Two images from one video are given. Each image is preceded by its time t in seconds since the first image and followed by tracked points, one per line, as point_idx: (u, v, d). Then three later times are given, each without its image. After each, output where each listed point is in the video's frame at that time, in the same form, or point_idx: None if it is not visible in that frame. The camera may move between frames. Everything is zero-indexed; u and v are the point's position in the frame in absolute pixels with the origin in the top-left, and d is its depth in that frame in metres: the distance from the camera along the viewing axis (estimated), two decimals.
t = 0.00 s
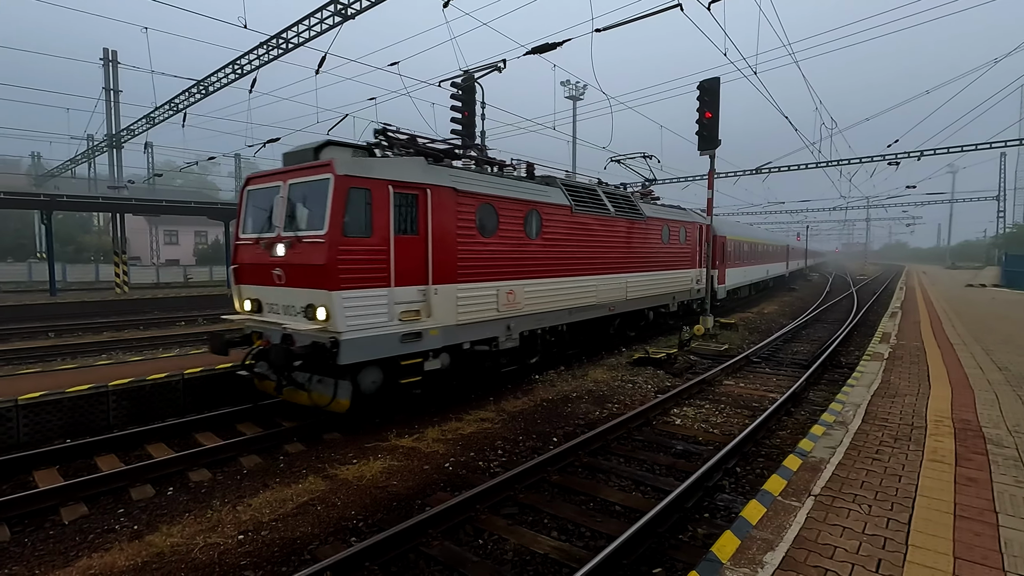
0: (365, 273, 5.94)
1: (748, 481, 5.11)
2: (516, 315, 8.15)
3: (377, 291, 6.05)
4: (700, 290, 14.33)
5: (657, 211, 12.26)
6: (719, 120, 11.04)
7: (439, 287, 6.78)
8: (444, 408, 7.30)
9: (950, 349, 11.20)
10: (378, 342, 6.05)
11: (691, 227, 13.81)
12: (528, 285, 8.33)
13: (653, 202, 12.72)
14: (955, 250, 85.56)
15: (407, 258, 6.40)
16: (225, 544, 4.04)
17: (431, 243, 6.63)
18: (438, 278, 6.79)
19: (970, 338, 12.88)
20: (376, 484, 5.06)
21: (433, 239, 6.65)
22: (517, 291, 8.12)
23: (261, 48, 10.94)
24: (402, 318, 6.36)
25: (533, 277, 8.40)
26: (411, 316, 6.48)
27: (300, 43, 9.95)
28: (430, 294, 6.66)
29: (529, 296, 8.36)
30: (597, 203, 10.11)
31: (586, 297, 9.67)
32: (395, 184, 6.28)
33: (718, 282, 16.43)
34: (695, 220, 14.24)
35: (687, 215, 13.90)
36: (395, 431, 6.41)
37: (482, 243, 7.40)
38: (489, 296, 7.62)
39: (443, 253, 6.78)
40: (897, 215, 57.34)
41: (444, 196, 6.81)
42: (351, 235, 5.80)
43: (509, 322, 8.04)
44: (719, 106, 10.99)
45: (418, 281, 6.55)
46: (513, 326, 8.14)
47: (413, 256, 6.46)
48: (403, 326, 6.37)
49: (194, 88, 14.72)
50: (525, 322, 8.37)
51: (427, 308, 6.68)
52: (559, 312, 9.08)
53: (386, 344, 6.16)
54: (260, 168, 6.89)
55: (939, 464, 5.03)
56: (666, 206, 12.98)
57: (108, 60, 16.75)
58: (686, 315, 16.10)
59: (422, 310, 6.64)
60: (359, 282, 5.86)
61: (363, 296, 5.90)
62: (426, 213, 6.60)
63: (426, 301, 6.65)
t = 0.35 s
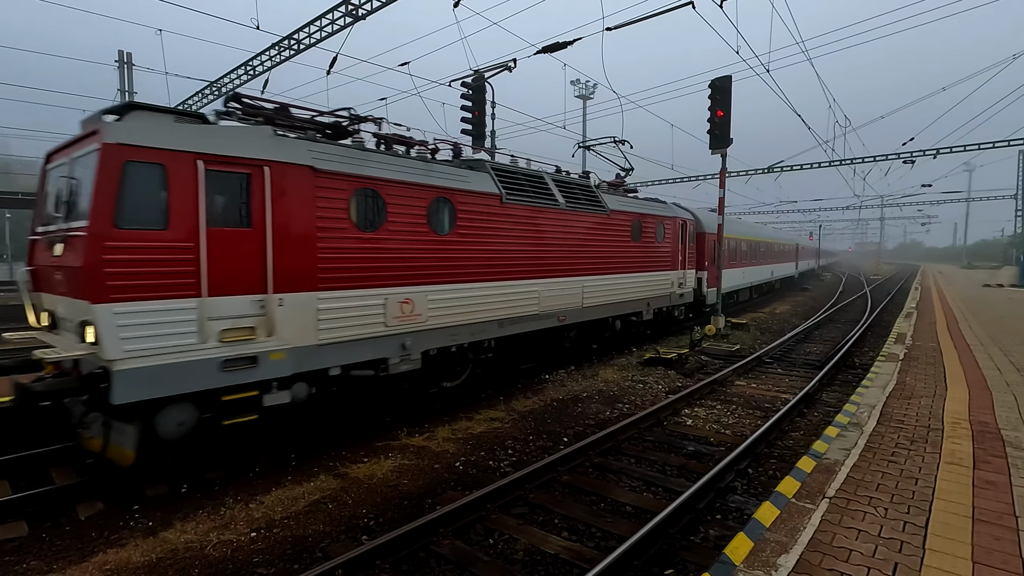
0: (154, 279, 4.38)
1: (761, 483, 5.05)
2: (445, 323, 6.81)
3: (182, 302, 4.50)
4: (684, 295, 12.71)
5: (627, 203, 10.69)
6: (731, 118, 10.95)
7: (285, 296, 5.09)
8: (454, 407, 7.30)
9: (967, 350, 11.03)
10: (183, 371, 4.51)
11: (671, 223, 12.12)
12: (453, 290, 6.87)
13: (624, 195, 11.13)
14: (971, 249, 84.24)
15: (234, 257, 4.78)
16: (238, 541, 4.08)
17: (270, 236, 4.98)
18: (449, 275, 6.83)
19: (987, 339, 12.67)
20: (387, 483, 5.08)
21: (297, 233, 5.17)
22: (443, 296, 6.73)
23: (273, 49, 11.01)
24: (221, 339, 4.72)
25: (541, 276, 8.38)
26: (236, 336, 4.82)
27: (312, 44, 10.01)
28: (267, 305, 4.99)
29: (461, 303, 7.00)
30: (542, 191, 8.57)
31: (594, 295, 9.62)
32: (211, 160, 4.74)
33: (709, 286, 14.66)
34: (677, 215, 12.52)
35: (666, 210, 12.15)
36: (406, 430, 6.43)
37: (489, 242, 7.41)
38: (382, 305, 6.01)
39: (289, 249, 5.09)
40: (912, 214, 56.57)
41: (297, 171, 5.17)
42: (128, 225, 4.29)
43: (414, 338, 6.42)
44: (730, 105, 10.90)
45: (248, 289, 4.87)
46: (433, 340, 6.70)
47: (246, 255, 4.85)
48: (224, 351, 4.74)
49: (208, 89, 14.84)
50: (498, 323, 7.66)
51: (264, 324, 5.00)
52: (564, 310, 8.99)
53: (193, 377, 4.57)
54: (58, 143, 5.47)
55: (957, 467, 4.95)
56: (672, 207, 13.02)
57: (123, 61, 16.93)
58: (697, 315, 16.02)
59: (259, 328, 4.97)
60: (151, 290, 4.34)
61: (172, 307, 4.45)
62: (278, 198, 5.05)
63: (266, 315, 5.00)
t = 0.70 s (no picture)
0: None
1: (768, 484, 5.02)
2: (419, 327, 6.40)
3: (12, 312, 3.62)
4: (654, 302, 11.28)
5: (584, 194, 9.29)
6: (738, 118, 10.90)
7: (208, 299, 4.58)
8: (460, 407, 7.31)
9: (977, 351, 10.94)
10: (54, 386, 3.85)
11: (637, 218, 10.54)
12: (428, 293, 6.48)
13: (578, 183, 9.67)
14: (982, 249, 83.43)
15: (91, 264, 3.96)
16: (245, 540, 4.10)
17: (175, 233, 4.40)
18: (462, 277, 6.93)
19: (997, 339, 12.56)
20: (393, 483, 5.09)
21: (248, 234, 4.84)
22: (418, 299, 6.35)
23: (280, 50, 11.04)
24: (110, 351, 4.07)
25: (543, 279, 8.26)
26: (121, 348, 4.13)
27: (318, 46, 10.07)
28: (177, 312, 4.41)
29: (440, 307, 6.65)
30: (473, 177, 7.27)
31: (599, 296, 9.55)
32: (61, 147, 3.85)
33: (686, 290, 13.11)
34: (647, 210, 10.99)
35: (634, 203, 10.65)
36: (412, 430, 6.44)
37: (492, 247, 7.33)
38: (334, 310, 5.52)
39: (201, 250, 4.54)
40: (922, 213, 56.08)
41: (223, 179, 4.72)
42: None
43: (368, 347, 5.88)
44: (737, 104, 10.85)
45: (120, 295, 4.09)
46: (402, 347, 6.25)
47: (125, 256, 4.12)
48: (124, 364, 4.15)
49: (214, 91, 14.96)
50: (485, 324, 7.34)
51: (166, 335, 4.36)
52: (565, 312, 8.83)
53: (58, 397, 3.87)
54: None
55: (968, 469, 4.90)
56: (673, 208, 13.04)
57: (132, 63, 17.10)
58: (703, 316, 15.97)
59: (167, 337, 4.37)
60: None
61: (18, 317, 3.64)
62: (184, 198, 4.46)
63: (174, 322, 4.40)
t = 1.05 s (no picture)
0: None
1: (774, 485, 5.00)
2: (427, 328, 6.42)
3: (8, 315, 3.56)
4: (609, 310, 9.73)
5: (518, 181, 7.79)
6: (742, 117, 10.86)
7: (218, 300, 4.58)
8: (464, 407, 7.31)
9: (984, 352, 10.87)
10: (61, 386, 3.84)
11: (585, 211, 8.95)
12: (436, 293, 6.49)
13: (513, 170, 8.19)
14: (988, 249, 82.97)
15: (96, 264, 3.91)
16: (250, 540, 4.11)
17: (185, 232, 4.38)
18: (466, 277, 6.93)
19: (1004, 340, 12.47)
20: (397, 483, 5.09)
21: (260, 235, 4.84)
22: (425, 299, 6.35)
23: (285, 51, 11.06)
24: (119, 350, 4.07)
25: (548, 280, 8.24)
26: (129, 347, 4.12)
27: (323, 46, 10.09)
28: (192, 311, 4.44)
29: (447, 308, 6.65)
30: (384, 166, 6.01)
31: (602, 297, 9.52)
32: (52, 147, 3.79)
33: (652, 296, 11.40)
34: (602, 202, 9.48)
35: (585, 194, 9.08)
36: (416, 430, 6.45)
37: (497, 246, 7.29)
38: (342, 309, 5.52)
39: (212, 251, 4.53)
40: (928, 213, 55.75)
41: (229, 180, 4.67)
42: None
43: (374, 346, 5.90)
44: (742, 104, 10.81)
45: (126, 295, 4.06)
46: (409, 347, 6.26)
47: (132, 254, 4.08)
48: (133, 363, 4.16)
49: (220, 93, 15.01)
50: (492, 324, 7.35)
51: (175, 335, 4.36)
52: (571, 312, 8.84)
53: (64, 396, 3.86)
54: None
55: (975, 471, 4.87)
56: (676, 208, 13.01)
57: (137, 65, 17.14)
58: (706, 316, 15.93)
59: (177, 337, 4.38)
60: None
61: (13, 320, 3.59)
62: (195, 197, 4.45)
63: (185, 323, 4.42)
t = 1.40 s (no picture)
0: None
1: (775, 486, 4.99)
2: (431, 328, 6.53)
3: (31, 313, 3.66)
4: (536, 322, 8.27)
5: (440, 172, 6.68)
6: (743, 118, 10.85)
7: (228, 300, 4.67)
8: (465, 408, 7.32)
9: (986, 352, 10.84)
10: (78, 380, 3.91)
11: (503, 201, 7.55)
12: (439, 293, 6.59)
13: (423, 149, 6.71)
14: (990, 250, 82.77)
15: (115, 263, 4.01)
16: (251, 540, 4.11)
17: (196, 233, 4.46)
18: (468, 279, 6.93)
19: (1007, 341, 12.43)
20: (398, 484, 5.09)
21: (271, 236, 4.94)
22: (428, 299, 6.46)
23: (286, 52, 11.09)
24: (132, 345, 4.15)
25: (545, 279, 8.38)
26: (142, 342, 4.21)
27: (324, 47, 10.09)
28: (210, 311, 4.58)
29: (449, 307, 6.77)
30: (306, 158, 5.27)
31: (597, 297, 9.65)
32: (63, 157, 3.83)
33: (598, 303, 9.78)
34: (530, 191, 8.12)
35: (505, 181, 7.66)
36: (417, 431, 6.45)
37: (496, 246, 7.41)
38: (352, 309, 5.64)
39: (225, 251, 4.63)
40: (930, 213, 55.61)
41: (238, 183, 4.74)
42: None
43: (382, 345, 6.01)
44: (743, 104, 10.80)
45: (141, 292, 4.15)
46: (413, 347, 6.36)
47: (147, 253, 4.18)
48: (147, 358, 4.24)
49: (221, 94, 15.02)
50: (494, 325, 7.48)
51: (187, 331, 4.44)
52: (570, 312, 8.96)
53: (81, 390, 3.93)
54: None
55: (977, 472, 4.86)
56: (676, 209, 13.00)
57: (139, 66, 17.16)
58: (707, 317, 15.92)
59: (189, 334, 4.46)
60: None
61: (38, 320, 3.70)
62: (197, 198, 4.46)
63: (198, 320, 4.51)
